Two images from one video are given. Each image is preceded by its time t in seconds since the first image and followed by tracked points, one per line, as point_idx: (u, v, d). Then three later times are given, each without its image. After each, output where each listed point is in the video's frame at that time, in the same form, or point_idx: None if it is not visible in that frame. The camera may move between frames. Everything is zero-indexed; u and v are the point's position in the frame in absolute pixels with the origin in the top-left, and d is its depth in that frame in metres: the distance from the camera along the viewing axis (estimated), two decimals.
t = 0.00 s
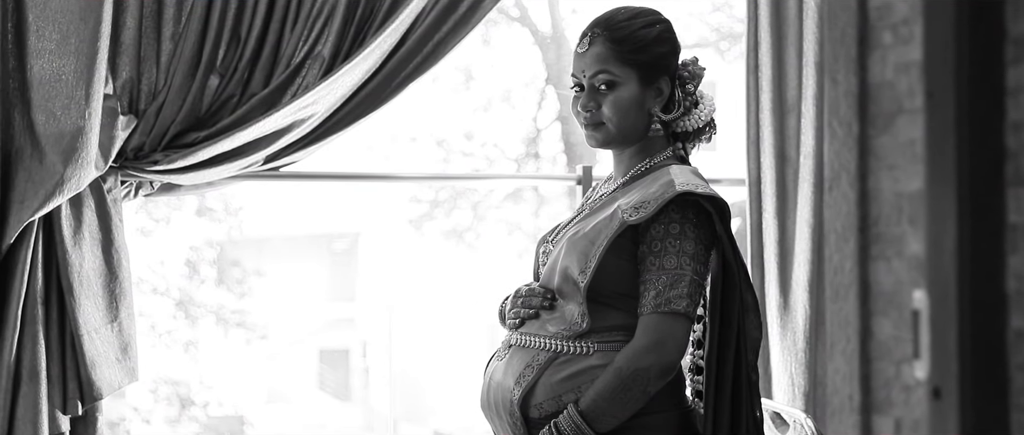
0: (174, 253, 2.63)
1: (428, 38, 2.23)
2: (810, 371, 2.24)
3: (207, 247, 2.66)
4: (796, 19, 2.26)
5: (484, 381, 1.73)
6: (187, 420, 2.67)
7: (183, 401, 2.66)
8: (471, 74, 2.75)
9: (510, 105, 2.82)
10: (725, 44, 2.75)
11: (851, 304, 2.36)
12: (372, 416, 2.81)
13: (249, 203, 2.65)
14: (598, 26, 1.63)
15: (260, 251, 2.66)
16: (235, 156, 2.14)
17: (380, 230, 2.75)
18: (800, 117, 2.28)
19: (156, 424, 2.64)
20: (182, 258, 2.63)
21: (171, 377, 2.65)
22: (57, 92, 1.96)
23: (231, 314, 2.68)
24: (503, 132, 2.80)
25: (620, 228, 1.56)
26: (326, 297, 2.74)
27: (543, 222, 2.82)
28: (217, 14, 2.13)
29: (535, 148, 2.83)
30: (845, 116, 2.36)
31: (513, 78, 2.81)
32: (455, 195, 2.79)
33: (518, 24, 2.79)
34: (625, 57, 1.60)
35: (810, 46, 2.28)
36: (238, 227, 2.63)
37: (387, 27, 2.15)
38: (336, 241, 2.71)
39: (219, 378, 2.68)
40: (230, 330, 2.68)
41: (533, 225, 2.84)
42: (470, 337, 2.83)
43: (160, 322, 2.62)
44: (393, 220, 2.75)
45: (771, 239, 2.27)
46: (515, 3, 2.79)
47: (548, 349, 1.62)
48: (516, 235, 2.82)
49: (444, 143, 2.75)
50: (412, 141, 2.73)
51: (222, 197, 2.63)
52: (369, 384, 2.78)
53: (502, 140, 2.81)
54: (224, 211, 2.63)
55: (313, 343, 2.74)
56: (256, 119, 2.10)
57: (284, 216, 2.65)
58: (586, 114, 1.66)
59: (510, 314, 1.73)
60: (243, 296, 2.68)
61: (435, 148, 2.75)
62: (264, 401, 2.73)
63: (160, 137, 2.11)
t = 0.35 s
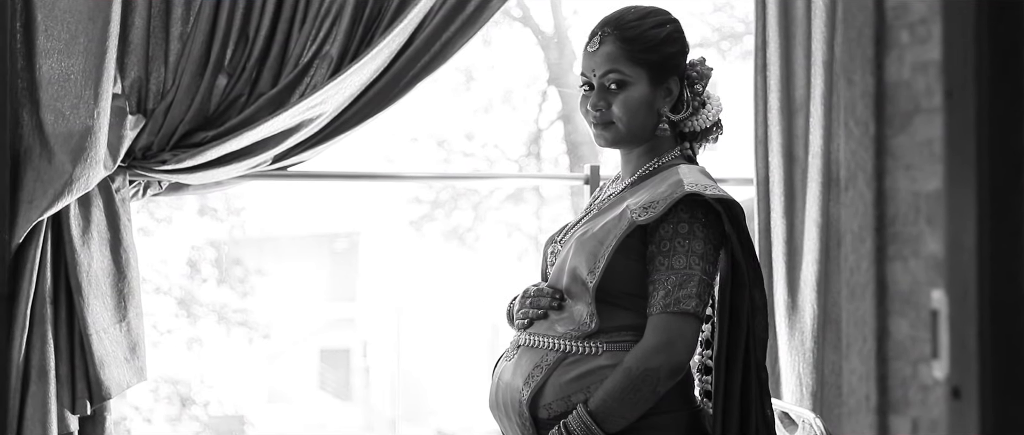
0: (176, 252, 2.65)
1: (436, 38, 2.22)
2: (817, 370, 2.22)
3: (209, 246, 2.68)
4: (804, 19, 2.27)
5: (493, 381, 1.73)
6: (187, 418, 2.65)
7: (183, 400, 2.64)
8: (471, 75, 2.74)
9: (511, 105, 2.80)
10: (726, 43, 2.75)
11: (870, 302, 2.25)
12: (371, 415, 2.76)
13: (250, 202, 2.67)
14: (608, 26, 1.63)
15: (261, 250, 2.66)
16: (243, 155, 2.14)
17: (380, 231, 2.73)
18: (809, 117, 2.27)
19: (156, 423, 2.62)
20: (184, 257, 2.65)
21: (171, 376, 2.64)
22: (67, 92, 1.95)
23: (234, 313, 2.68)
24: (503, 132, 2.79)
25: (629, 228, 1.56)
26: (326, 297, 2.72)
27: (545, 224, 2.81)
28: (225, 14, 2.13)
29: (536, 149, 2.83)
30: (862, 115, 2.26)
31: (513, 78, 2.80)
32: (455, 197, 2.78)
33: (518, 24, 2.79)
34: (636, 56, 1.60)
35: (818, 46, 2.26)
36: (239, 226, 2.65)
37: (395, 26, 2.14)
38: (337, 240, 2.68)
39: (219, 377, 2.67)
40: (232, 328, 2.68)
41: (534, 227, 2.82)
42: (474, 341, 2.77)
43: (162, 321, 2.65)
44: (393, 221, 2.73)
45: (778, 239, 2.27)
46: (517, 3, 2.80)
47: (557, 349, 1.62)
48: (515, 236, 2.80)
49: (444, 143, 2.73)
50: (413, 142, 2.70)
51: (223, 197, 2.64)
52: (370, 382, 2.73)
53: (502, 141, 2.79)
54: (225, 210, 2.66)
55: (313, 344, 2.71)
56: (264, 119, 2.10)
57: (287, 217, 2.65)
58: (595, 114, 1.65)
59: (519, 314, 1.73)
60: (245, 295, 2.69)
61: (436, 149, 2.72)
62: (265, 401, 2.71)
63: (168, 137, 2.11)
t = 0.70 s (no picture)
0: (177, 252, 2.60)
1: (443, 39, 2.23)
2: (825, 371, 2.23)
3: (211, 246, 2.64)
4: (812, 19, 2.27)
5: (501, 383, 1.73)
6: (189, 417, 2.63)
7: (183, 399, 2.62)
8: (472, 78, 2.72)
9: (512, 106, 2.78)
10: (726, 44, 2.74)
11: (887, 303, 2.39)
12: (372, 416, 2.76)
13: (253, 202, 2.65)
14: (617, 26, 1.63)
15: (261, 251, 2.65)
16: (251, 155, 2.14)
17: (382, 232, 2.72)
18: (817, 117, 2.28)
19: (157, 422, 2.59)
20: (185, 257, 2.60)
21: (172, 376, 2.62)
22: (75, 91, 1.95)
23: (236, 313, 2.66)
24: (505, 133, 2.77)
25: (638, 228, 1.56)
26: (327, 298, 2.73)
27: (547, 226, 2.81)
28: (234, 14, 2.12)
29: (536, 150, 2.81)
30: (879, 115, 2.36)
31: (514, 82, 2.77)
32: (455, 198, 2.77)
33: (520, 24, 2.77)
34: (646, 57, 1.60)
35: (826, 47, 2.27)
36: (242, 227, 2.63)
37: (403, 27, 2.15)
38: (339, 241, 2.70)
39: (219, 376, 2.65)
40: (234, 328, 2.66)
41: (535, 229, 2.81)
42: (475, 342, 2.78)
43: (162, 320, 2.60)
44: (393, 223, 2.72)
45: (786, 239, 2.25)
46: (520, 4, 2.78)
47: (565, 350, 1.62)
48: (516, 238, 2.80)
49: (446, 145, 2.71)
50: (415, 143, 2.68)
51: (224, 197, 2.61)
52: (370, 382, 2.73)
53: (504, 141, 2.78)
54: (227, 210, 2.62)
55: (313, 344, 2.70)
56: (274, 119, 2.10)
57: (288, 217, 2.64)
58: (605, 114, 1.64)
59: (526, 315, 1.73)
60: (247, 295, 2.68)
61: (437, 151, 2.71)
62: (265, 402, 2.71)
63: (176, 137, 2.11)
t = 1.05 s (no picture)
0: (177, 252, 2.59)
1: (452, 39, 2.23)
2: (833, 371, 2.24)
3: (211, 246, 2.62)
4: (820, 19, 2.27)
5: (510, 383, 1.73)
6: (189, 416, 2.62)
7: (185, 398, 2.61)
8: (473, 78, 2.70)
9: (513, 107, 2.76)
10: (727, 45, 2.73)
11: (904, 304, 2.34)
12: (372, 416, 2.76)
13: (253, 202, 2.62)
14: (627, 26, 1.63)
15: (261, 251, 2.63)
16: (260, 155, 2.14)
17: (383, 232, 2.71)
18: (824, 117, 2.28)
19: (159, 421, 2.59)
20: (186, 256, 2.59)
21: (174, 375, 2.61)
22: (83, 91, 1.95)
23: (237, 314, 2.66)
24: (506, 133, 2.75)
25: (649, 229, 1.55)
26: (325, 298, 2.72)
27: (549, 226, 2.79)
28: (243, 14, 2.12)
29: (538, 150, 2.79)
30: (893, 116, 2.32)
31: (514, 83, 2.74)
32: (457, 198, 2.76)
33: (523, 25, 2.76)
34: (656, 57, 1.60)
35: (834, 46, 2.27)
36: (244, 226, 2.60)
37: (411, 27, 2.15)
38: (340, 241, 2.68)
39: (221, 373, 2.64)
40: (235, 329, 2.65)
41: (536, 229, 2.80)
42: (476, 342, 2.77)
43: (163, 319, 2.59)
44: (395, 225, 2.70)
45: (794, 239, 2.26)
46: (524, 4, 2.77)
47: (574, 350, 1.62)
48: (518, 238, 2.79)
49: (448, 146, 2.70)
50: (415, 144, 2.67)
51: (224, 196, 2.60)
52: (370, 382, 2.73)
53: (505, 143, 2.76)
54: (229, 209, 2.61)
55: (313, 344, 2.71)
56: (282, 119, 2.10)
57: (288, 217, 2.62)
58: (615, 114, 1.64)
59: (536, 316, 1.72)
60: (246, 295, 2.67)
61: (438, 151, 2.70)
62: (265, 402, 2.69)
63: (185, 137, 2.11)
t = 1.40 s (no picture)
0: (176, 253, 2.58)
1: (459, 39, 2.22)
2: (839, 371, 2.24)
3: (212, 246, 2.62)
4: (826, 19, 2.27)
5: (520, 383, 1.73)
6: (190, 414, 2.62)
7: (187, 397, 2.61)
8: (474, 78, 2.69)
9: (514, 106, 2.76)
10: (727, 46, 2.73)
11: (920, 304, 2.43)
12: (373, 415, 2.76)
13: (255, 203, 2.63)
14: (637, 26, 1.63)
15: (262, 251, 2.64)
16: (268, 155, 2.15)
17: (383, 231, 2.70)
18: (830, 118, 2.27)
19: (161, 420, 2.59)
20: (186, 256, 2.59)
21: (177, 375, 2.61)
22: (92, 92, 1.95)
23: (237, 313, 2.65)
24: (506, 133, 2.75)
25: (659, 229, 1.56)
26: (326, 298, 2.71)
27: (551, 227, 2.76)
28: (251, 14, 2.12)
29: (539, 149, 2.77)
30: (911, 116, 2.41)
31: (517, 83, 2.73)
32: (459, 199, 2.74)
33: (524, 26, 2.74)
34: (666, 57, 1.60)
35: (840, 46, 2.27)
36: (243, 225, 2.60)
37: (419, 27, 2.15)
38: (341, 241, 2.68)
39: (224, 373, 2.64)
40: (234, 329, 2.64)
41: (539, 230, 2.77)
42: (476, 342, 2.74)
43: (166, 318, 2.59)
44: (398, 225, 2.70)
45: (801, 239, 2.25)
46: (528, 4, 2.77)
47: (585, 350, 1.62)
48: (519, 240, 2.77)
49: (449, 146, 2.68)
50: (415, 143, 2.63)
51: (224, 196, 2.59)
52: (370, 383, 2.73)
53: (505, 143, 2.75)
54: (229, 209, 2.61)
55: (313, 343, 2.71)
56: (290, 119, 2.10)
57: (291, 217, 2.62)
58: (625, 114, 1.64)
59: (545, 316, 1.72)
60: (247, 295, 2.68)
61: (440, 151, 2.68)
62: (266, 401, 2.69)
63: (193, 138, 2.11)
